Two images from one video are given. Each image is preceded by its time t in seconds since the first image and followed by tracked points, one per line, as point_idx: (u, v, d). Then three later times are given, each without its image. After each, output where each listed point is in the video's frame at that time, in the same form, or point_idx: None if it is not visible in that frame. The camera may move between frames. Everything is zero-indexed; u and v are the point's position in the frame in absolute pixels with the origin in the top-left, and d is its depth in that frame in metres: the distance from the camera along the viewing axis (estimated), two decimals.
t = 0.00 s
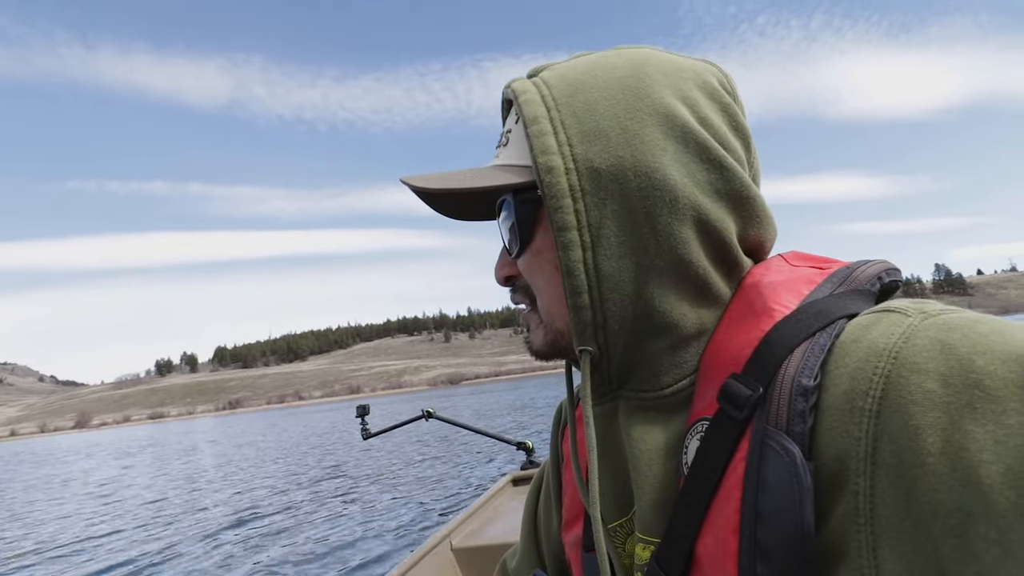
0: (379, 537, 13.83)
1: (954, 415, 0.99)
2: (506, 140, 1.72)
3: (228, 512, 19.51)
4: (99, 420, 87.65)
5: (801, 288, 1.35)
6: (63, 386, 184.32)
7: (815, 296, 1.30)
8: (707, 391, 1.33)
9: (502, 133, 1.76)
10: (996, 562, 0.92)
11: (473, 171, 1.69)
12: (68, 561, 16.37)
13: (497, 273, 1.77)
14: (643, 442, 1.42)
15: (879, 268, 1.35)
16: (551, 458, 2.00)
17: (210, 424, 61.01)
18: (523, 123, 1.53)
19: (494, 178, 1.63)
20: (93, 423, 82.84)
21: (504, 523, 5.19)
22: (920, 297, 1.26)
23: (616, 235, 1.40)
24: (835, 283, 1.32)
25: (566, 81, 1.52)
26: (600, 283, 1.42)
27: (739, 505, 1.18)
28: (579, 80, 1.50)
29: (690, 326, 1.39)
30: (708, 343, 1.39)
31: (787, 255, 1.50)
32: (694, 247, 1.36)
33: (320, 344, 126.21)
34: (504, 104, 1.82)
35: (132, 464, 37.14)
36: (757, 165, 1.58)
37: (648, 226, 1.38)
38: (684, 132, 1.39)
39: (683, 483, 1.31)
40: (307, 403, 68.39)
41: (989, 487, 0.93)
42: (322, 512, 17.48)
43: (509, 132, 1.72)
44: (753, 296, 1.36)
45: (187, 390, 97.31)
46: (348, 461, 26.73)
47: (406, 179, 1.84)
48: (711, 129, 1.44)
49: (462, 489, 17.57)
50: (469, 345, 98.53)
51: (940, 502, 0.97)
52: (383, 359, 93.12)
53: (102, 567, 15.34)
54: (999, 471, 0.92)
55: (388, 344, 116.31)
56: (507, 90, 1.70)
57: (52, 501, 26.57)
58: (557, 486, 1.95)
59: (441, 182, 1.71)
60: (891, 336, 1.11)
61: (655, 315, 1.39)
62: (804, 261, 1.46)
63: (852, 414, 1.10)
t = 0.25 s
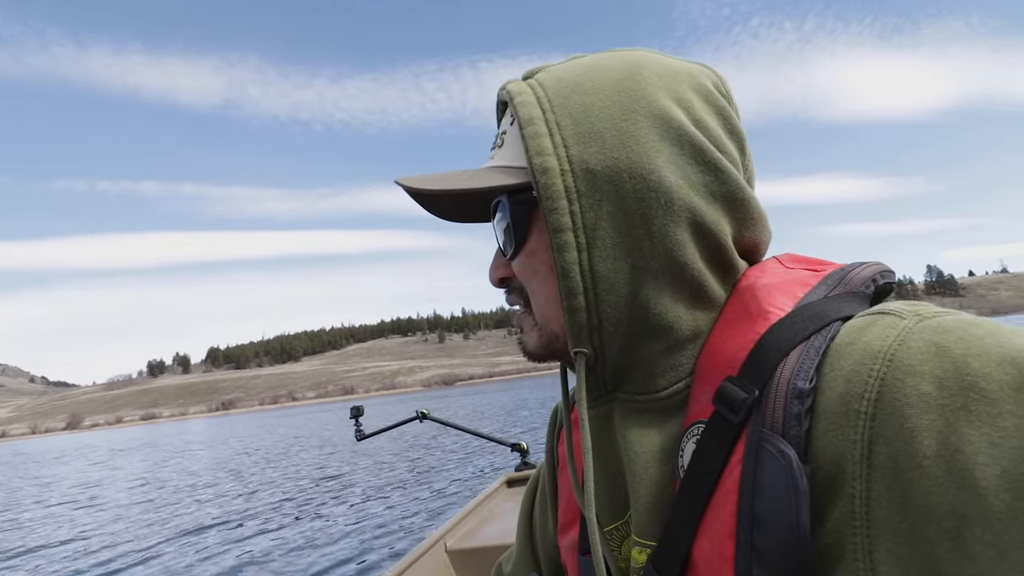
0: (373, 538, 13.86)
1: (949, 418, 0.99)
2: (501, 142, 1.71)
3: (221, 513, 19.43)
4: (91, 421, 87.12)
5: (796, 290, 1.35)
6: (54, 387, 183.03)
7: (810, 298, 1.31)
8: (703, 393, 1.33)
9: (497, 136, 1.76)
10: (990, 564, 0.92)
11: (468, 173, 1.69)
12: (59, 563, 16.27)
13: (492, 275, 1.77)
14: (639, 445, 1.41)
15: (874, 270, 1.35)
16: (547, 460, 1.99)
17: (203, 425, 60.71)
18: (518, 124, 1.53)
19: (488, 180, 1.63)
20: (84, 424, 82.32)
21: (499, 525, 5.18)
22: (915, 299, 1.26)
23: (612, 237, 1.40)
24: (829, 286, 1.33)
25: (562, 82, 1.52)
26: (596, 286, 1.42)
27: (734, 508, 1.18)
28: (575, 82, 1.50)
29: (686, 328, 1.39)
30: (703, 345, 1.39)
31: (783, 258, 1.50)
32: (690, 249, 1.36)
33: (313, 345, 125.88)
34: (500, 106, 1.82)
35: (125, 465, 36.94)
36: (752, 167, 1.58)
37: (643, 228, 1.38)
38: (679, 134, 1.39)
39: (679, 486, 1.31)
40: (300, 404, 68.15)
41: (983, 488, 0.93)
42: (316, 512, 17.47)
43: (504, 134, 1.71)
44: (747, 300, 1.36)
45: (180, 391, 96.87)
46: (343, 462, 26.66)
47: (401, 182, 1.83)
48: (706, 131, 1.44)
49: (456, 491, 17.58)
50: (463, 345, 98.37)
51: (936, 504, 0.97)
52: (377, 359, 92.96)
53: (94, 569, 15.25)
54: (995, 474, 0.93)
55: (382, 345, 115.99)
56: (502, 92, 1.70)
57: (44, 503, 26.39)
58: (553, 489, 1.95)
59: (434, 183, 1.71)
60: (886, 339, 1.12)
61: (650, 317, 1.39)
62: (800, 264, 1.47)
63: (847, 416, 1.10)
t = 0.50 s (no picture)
0: (366, 547, 13.73)
1: (944, 419, 0.99)
2: (498, 146, 1.71)
3: (213, 521, 19.27)
4: (84, 427, 86.54)
5: (792, 292, 1.35)
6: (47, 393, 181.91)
7: (805, 300, 1.31)
8: (698, 396, 1.33)
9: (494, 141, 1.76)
10: (986, 565, 0.91)
11: (465, 176, 1.69)
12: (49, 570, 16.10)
13: (488, 278, 1.76)
14: (634, 448, 1.40)
15: (868, 274, 1.35)
16: (542, 466, 1.98)
17: (197, 433, 60.35)
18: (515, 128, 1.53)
19: (485, 182, 1.63)
20: (77, 430, 81.73)
21: (493, 535, 5.14)
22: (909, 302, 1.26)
23: (608, 239, 1.40)
24: (824, 289, 1.33)
25: (557, 86, 1.52)
26: (593, 287, 1.41)
27: (730, 509, 1.17)
28: (571, 86, 1.50)
29: (682, 331, 1.39)
30: (699, 346, 1.38)
31: (778, 262, 1.49)
32: (686, 251, 1.36)
33: (310, 352, 125.55)
34: (497, 110, 1.82)
35: (117, 472, 36.64)
36: (745, 171, 1.58)
37: (639, 230, 1.37)
38: (674, 137, 1.39)
39: (675, 489, 1.30)
40: (296, 412, 67.83)
41: (978, 489, 0.92)
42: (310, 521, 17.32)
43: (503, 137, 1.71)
44: (742, 303, 1.36)
45: (174, 397, 96.36)
46: (337, 471, 26.50)
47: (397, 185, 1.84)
48: (700, 135, 1.44)
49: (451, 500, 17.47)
50: (460, 354, 98.21)
51: (932, 506, 0.96)
52: (373, 368, 92.70)
53: None
54: (989, 475, 0.92)
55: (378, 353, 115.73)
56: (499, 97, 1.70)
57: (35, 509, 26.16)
58: (548, 495, 1.93)
59: (430, 185, 1.71)
60: (881, 340, 1.11)
61: (646, 319, 1.39)
62: (795, 268, 1.46)
63: (844, 418, 1.09)
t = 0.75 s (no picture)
0: (366, 551, 13.69)
1: (940, 423, 0.98)
2: (503, 145, 1.69)
3: (213, 525, 19.23)
4: (85, 430, 86.54)
5: (789, 297, 1.35)
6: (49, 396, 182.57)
7: (802, 305, 1.30)
8: (695, 402, 1.34)
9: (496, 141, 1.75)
10: (982, 568, 0.90)
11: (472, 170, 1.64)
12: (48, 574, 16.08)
13: (489, 282, 1.76)
14: (635, 453, 1.41)
15: (862, 279, 1.35)
16: (539, 472, 1.97)
17: (198, 436, 60.33)
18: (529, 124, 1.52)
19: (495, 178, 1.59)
20: (79, 434, 81.75)
21: (492, 539, 5.12)
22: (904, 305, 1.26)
23: (628, 239, 1.39)
24: (821, 293, 1.33)
25: (571, 85, 1.52)
26: (610, 289, 1.39)
27: (728, 514, 1.17)
28: (585, 86, 1.51)
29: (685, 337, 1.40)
30: (699, 351, 1.39)
31: (775, 267, 1.50)
32: (701, 255, 1.37)
33: (311, 356, 125.54)
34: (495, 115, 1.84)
35: (119, 475, 36.65)
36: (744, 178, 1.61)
37: (658, 232, 1.37)
38: (691, 140, 1.40)
39: (674, 495, 1.30)
40: (297, 416, 67.79)
41: (973, 492, 0.92)
42: (310, 525, 17.29)
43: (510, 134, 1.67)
44: (739, 307, 1.36)
45: (176, 401, 96.32)
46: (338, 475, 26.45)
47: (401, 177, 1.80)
48: (711, 141, 1.46)
49: (451, 504, 17.43)
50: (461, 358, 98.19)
51: (929, 509, 0.96)
52: (375, 371, 92.62)
53: None
54: (985, 477, 0.92)
55: (380, 357, 115.69)
56: (505, 95, 1.69)
57: (35, 512, 26.13)
58: (546, 501, 1.92)
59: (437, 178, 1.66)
60: (877, 344, 1.11)
61: (661, 323, 1.38)
62: (791, 273, 1.47)
63: (840, 422, 1.09)
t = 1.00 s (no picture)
0: (364, 558, 13.65)
1: (932, 430, 0.98)
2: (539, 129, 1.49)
3: (211, 530, 19.15)
4: (85, 434, 86.37)
5: (781, 305, 1.37)
6: (50, 400, 182.51)
7: (794, 313, 1.31)
8: (691, 409, 1.36)
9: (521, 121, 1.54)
10: None
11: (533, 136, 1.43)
12: None
13: (521, 273, 1.49)
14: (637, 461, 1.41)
15: (854, 288, 1.35)
16: (530, 483, 1.95)
17: (197, 441, 60.28)
18: (596, 104, 1.44)
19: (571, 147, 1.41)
20: (78, 438, 81.70)
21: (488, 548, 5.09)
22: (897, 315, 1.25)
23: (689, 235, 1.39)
24: (814, 301, 1.34)
25: (625, 79, 1.51)
26: (673, 283, 1.37)
27: (723, 523, 1.17)
28: (639, 84, 1.52)
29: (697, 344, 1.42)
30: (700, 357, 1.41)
31: (767, 276, 1.51)
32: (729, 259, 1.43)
33: (312, 362, 125.44)
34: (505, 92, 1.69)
35: (117, 480, 36.58)
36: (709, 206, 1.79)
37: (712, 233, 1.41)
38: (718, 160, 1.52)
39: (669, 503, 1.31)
40: (296, 422, 67.72)
41: (965, 501, 0.91)
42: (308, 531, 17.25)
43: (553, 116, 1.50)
44: (733, 317, 1.39)
45: (175, 406, 96.28)
46: (336, 481, 26.38)
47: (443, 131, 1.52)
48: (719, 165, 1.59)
49: (450, 512, 17.39)
50: (461, 366, 98.17)
51: (921, 518, 0.95)
52: (375, 377, 92.48)
53: None
54: (978, 485, 0.91)
55: (380, 364, 115.68)
56: (532, 76, 1.60)
57: (33, 516, 26.06)
58: (538, 509, 1.90)
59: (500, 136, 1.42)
60: (870, 352, 1.11)
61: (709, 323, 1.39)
62: (783, 282, 1.48)
63: (833, 429, 1.09)
